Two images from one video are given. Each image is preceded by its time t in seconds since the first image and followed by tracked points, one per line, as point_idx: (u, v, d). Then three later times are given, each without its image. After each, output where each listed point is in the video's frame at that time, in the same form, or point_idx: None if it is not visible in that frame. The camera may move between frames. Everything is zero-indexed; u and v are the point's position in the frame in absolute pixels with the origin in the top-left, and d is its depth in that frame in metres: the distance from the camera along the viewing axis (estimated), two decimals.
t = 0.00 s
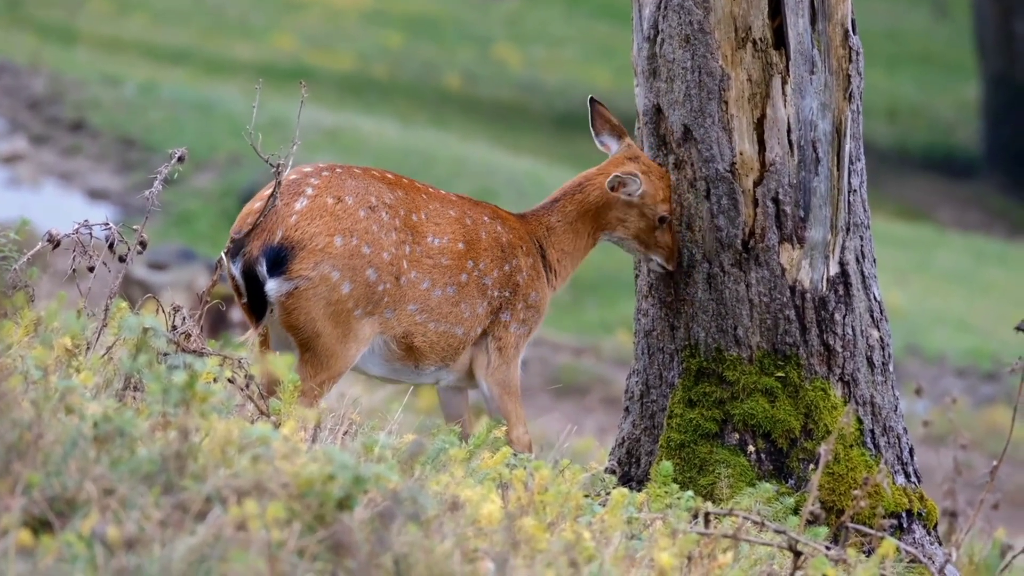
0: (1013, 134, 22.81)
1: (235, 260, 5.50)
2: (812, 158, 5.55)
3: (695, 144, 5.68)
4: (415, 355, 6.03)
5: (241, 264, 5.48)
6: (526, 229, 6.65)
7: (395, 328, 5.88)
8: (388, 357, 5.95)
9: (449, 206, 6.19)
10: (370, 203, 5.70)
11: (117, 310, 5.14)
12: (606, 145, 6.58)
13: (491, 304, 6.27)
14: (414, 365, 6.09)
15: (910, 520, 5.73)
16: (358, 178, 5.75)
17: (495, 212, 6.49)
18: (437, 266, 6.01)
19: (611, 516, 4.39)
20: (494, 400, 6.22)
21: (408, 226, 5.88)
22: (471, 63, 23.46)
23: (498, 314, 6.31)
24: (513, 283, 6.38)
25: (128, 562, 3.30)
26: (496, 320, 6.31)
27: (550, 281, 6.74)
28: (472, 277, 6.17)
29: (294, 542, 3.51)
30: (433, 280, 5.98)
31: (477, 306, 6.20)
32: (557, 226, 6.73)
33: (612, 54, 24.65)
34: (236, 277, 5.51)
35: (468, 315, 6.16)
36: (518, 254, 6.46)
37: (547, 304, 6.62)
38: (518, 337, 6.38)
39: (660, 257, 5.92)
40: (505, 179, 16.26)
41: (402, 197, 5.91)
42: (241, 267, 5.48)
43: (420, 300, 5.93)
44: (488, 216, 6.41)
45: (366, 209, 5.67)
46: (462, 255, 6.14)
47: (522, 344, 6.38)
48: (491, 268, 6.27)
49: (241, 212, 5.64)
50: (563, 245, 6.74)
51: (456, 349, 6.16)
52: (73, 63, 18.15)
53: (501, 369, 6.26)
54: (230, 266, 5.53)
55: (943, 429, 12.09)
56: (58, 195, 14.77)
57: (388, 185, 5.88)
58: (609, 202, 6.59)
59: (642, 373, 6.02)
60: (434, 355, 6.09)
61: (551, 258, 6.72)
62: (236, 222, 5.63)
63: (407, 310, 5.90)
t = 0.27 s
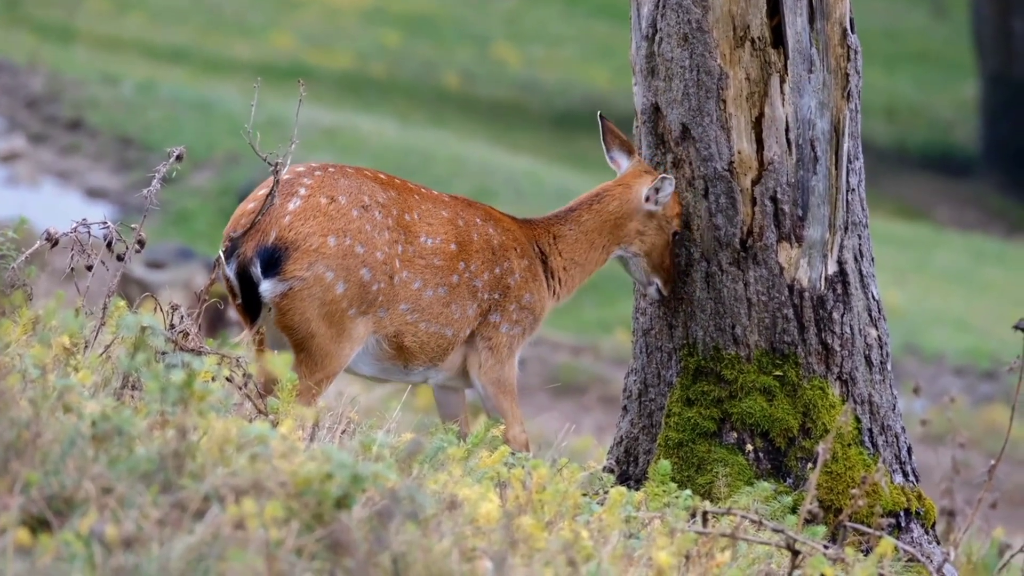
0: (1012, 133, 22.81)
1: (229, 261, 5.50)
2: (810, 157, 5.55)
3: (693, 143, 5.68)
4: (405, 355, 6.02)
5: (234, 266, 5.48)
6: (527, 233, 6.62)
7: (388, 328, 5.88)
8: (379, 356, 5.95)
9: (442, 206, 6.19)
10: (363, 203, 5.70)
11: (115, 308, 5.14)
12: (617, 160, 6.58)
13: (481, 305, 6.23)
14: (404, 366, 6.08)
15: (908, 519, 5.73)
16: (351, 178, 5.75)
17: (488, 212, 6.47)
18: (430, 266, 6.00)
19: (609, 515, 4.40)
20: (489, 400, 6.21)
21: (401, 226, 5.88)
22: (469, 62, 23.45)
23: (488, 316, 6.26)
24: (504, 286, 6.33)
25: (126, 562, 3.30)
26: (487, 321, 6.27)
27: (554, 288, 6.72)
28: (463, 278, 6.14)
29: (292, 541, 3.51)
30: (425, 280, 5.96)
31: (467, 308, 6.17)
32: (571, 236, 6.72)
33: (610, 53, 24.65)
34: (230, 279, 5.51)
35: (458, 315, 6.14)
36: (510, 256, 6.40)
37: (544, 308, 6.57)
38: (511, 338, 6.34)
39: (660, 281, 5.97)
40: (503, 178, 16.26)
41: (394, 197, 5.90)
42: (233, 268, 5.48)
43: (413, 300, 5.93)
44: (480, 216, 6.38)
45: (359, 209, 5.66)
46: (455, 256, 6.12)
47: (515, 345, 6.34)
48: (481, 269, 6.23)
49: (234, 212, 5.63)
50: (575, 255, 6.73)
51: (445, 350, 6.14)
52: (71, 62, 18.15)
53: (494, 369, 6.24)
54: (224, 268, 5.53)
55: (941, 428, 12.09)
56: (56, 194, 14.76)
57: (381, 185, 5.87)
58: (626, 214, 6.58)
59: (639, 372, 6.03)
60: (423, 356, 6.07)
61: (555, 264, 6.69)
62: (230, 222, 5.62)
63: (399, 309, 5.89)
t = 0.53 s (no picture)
0: (1009, 133, 22.82)
1: (225, 260, 5.50)
2: (808, 157, 5.55)
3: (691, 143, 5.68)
4: (399, 355, 6.02)
5: (230, 266, 5.48)
6: (530, 237, 6.63)
7: (383, 328, 5.88)
8: (373, 356, 5.96)
9: (437, 206, 6.18)
10: (358, 203, 5.70)
11: (113, 308, 5.14)
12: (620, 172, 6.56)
13: (475, 306, 6.21)
14: (398, 365, 6.08)
15: (905, 519, 5.74)
16: (346, 178, 5.75)
17: (484, 212, 6.47)
18: (424, 266, 5.99)
19: (607, 515, 4.40)
20: (484, 400, 6.21)
21: (396, 226, 5.88)
22: (467, 62, 23.45)
23: (482, 317, 6.25)
24: (499, 287, 6.31)
25: (124, 562, 3.31)
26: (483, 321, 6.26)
27: (558, 292, 6.70)
28: (457, 279, 6.14)
29: (290, 541, 3.51)
30: (420, 280, 5.96)
31: (462, 308, 6.16)
32: (581, 242, 6.70)
33: (608, 53, 24.65)
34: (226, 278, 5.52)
35: (452, 316, 6.13)
36: (505, 258, 6.38)
37: (543, 309, 6.55)
38: (507, 340, 6.33)
39: (671, 294, 5.96)
40: (502, 178, 16.27)
41: (389, 197, 5.91)
42: (230, 268, 5.48)
43: (407, 300, 5.93)
44: (476, 218, 6.37)
45: (354, 209, 5.66)
46: (449, 256, 6.12)
47: (511, 347, 6.33)
48: (476, 270, 6.22)
49: (230, 212, 5.64)
50: (584, 263, 6.70)
51: (439, 350, 6.14)
52: (68, 61, 18.14)
53: (489, 370, 6.25)
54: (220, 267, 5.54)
55: (939, 427, 12.10)
56: (54, 194, 14.75)
57: (376, 185, 5.88)
58: (637, 222, 6.52)
59: (639, 372, 6.07)
60: (417, 356, 6.07)
61: (559, 268, 6.69)
62: (225, 222, 5.63)
63: (394, 309, 5.89)
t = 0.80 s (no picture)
0: (1007, 132, 22.84)
1: (221, 259, 5.49)
2: (805, 156, 5.56)
3: (689, 143, 5.67)
4: (397, 354, 6.02)
5: (227, 264, 5.48)
6: (535, 239, 6.60)
7: (380, 327, 5.88)
8: (370, 355, 5.96)
9: (435, 205, 6.17)
10: (356, 201, 5.70)
11: (111, 308, 5.13)
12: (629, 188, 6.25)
13: (473, 305, 6.21)
14: (395, 364, 6.08)
15: (903, 519, 5.74)
16: (343, 177, 5.75)
17: (484, 212, 6.45)
18: (422, 266, 5.99)
19: (605, 514, 4.40)
20: (482, 399, 6.20)
21: (393, 226, 5.88)
22: (465, 61, 23.46)
23: (480, 317, 6.24)
24: (497, 287, 6.29)
25: (122, 561, 3.30)
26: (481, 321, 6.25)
27: (563, 296, 6.64)
28: (455, 278, 6.13)
29: (288, 541, 3.51)
30: (417, 279, 5.96)
31: (459, 307, 6.16)
32: (589, 250, 6.66)
33: (606, 53, 24.66)
34: (223, 277, 5.51)
35: (451, 315, 6.12)
36: (504, 257, 6.36)
37: (545, 309, 6.51)
38: (506, 340, 6.32)
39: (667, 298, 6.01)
40: (499, 177, 16.27)
41: (387, 196, 5.91)
42: (227, 267, 5.48)
43: (405, 299, 5.93)
44: (476, 217, 6.36)
45: (352, 208, 5.67)
46: (448, 255, 6.11)
47: (510, 347, 6.32)
48: (474, 269, 6.21)
49: (228, 211, 5.63)
50: (592, 270, 6.64)
51: (436, 349, 6.13)
52: (66, 62, 18.13)
53: (488, 369, 6.24)
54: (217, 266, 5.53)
55: (937, 427, 12.09)
56: (51, 194, 14.74)
57: (374, 184, 5.88)
58: (647, 240, 6.31)
59: (636, 372, 6.08)
60: (415, 355, 6.06)
61: (565, 272, 6.63)
62: (222, 221, 5.62)
63: (391, 309, 5.89)
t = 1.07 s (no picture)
0: (1005, 133, 22.86)
1: (221, 257, 5.49)
2: (803, 156, 5.57)
3: (686, 142, 5.66)
4: (396, 352, 6.02)
5: (226, 263, 5.48)
6: (540, 241, 6.56)
7: (379, 326, 5.88)
8: (369, 353, 5.96)
9: (434, 203, 6.16)
10: (354, 200, 5.70)
11: (109, 308, 5.12)
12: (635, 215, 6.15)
13: (473, 304, 6.20)
14: (395, 362, 6.07)
15: (901, 518, 5.74)
16: (342, 176, 5.75)
17: (484, 211, 6.44)
18: (422, 264, 5.99)
19: (603, 514, 4.41)
20: (481, 398, 6.21)
21: (392, 225, 5.88)
22: (463, 61, 23.45)
23: (479, 315, 6.24)
24: (496, 285, 6.27)
25: (120, 561, 3.30)
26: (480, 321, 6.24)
27: (568, 301, 6.57)
28: (455, 277, 6.12)
29: (286, 540, 3.51)
30: (416, 278, 5.96)
31: (459, 306, 6.15)
32: (599, 257, 6.59)
33: (604, 53, 24.66)
34: (222, 275, 5.51)
35: (450, 314, 6.11)
36: (505, 256, 6.34)
37: (547, 309, 6.47)
38: (506, 339, 6.31)
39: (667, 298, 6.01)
40: (497, 177, 16.27)
41: (386, 195, 5.90)
42: (226, 265, 5.47)
43: (404, 298, 5.92)
44: (476, 216, 6.35)
45: (351, 207, 5.67)
46: (447, 254, 6.10)
47: (509, 346, 6.32)
48: (474, 268, 6.20)
49: (227, 210, 5.63)
50: (600, 278, 6.57)
51: (436, 348, 6.12)
52: (64, 61, 18.12)
53: (488, 368, 6.24)
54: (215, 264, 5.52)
55: (935, 427, 12.10)
56: (49, 193, 14.73)
57: (373, 183, 5.87)
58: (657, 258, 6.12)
59: (635, 371, 6.12)
60: (414, 354, 6.06)
61: (570, 276, 6.57)
62: (221, 220, 5.62)
63: (390, 307, 5.89)
